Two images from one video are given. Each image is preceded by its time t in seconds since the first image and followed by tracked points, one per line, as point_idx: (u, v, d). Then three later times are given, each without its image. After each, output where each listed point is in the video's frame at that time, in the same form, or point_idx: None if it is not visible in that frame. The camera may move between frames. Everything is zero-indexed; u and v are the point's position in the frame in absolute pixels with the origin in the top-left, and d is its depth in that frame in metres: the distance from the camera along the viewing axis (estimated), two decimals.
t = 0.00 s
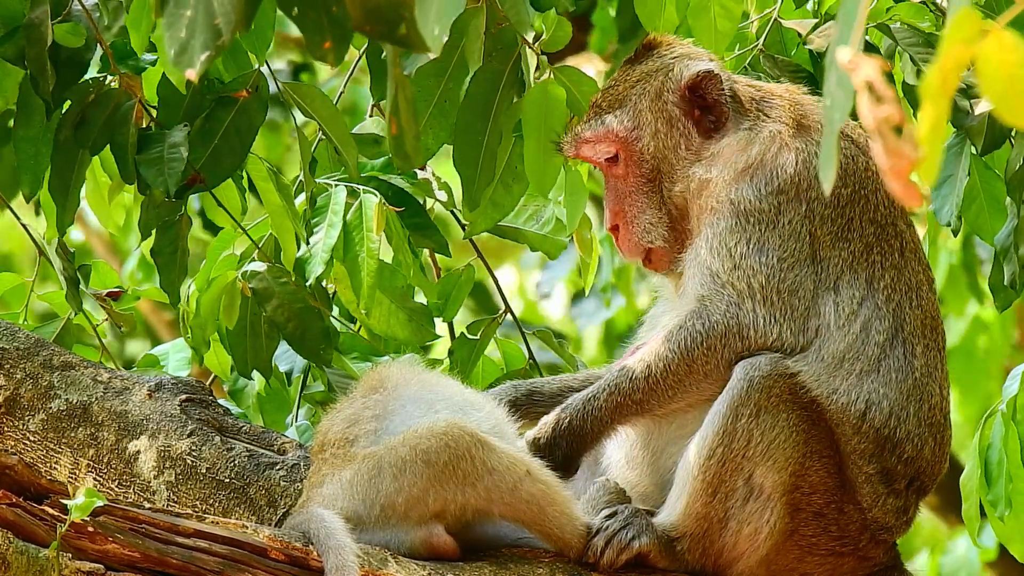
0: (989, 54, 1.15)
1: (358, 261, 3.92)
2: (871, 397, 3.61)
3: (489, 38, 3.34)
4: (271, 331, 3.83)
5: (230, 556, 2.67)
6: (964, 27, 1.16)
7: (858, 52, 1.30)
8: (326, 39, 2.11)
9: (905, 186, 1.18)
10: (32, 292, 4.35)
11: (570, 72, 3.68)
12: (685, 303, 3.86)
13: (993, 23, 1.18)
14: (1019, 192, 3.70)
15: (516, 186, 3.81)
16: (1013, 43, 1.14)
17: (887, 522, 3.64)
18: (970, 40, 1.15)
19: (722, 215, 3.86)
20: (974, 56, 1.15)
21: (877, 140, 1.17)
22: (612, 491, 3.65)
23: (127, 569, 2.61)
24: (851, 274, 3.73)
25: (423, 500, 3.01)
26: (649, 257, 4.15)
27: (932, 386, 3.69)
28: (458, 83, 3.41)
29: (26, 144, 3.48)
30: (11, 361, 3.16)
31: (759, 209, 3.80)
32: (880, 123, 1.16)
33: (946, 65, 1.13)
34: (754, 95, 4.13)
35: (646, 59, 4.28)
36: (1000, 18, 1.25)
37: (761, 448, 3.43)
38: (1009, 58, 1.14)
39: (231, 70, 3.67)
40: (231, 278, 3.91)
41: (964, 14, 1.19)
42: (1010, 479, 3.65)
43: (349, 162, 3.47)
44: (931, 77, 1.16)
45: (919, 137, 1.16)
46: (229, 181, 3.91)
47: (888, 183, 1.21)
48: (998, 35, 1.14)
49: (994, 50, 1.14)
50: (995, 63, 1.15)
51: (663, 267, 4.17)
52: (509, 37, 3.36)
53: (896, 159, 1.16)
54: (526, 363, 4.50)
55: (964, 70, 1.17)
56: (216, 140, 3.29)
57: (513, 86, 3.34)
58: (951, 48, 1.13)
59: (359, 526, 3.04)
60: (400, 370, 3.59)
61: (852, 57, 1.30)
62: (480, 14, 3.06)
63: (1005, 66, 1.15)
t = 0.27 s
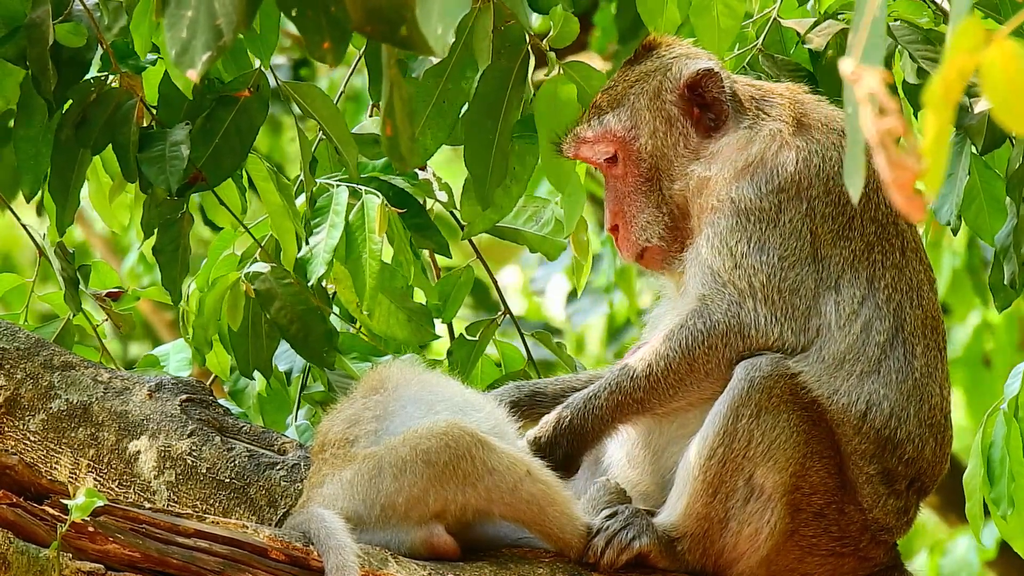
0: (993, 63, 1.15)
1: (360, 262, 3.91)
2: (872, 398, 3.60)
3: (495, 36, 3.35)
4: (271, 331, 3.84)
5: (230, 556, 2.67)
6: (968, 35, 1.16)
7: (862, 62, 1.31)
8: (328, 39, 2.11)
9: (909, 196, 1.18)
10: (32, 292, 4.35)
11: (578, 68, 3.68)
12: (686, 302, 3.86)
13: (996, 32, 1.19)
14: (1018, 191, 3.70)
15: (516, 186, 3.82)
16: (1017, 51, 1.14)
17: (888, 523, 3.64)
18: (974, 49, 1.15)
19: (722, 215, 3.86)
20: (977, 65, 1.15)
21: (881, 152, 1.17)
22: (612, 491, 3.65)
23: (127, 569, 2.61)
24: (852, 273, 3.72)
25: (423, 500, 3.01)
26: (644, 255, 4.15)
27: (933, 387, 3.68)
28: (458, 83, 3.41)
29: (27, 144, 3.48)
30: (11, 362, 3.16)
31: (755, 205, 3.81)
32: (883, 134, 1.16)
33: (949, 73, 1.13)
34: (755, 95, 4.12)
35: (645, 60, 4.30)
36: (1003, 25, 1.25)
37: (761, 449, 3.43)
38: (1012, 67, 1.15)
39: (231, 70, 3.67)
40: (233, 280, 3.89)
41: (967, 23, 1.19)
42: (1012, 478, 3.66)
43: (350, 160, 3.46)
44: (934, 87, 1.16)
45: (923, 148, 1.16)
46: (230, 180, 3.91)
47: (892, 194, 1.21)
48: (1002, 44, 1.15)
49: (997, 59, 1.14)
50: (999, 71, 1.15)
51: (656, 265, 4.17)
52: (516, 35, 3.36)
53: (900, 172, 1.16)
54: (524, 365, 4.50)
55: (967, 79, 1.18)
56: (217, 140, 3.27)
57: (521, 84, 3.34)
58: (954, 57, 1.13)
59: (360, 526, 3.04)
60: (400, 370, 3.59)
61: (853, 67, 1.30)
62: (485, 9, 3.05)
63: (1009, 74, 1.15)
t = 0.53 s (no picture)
0: (994, 65, 1.15)
1: (362, 263, 3.89)
2: (870, 398, 3.59)
3: (496, 35, 3.35)
4: (271, 331, 3.84)
5: (230, 556, 2.66)
6: (970, 37, 1.15)
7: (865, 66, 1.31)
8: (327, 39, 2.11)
9: (913, 198, 1.17)
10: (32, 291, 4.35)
11: (579, 67, 3.67)
12: (679, 303, 3.86)
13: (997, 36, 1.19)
14: (1020, 192, 3.70)
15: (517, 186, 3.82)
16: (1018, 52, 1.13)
17: (888, 523, 3.64)
18: (975, 52, 1.15)
19: (713, 212, 3.87)
20: (980, 67, 1.15)
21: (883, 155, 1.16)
22: (612, 491, 3.65)
23: (127, 569, 2.60)
24: (845, 269, 3.72)
25: (423, 500, 3.01)
26: (633, 257, 4.16)
27: (929, 383, 3.68)
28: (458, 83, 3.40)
29: (26, 144, 3.49)
30: (11, 362, 3.16)
31: (743, 198, 3.83)
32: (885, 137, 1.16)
33: (951, 75, 1.13)
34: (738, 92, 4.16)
35: (629, 65, 4.35)
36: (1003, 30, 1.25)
37: (762, 450, 3.43)
38: (1014, 69, 1.15)
39: (231, 69, 3.66)
40: (233, 277, 3.87)
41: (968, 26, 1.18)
42: (1016, 479, 3.66)
43: (350, 160, 3.46)
44: (937, 90, 1.16)
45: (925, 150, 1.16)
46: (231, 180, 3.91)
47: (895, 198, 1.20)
48: (1003, 46, 1.15)
49: (999, 61, 1.14)
50: (1000, 73, 1.15)
51: (646, 267, 4.17)
52: (515, 35, 3.36)
53: (904, 174, 1.14)
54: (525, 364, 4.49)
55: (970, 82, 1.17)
56: (218, 140, 3.27)
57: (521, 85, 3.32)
58: (956, 59, 1.13)
59: (360, 527, 3.04)
60: (401, 371, 3.60)
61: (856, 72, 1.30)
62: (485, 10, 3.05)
63: (1011, 76, 1.15)
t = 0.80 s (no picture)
0: (998, 58, 1.15)
1: (356, 261, 3.90)
2: (857, 391, 3.61)
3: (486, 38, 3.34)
4: (270, 331, 3.84)
5: (230, 556, 2.66)
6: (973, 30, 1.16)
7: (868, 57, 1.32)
8: (328, 40, 2.11)
9: (916, 190, 1.19)
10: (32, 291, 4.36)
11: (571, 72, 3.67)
12: (659, 297, 3.90)
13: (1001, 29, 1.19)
14: (1019, 193, 3.71)
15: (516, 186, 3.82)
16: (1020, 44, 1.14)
17: (886, 523, 3.65)
18: (978, 44, 1.15)
19: (679, 201, 3.97)
20: (983, 60, 1.16)
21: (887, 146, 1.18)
22: (612, 491, 3.66)
23: (127, 569, 2.60)
24: (819, 253, 3.73)
25: (423, 500, 3.01)
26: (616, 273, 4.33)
27: (913, 370, 3.66)
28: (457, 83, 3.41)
29: (27, 143, 3.49)
30: (11, 361, 3.17)
31: (719, 183, 3.88)
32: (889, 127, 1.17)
33: (953, 69, 1.14)
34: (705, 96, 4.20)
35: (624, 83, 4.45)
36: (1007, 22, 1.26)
37: (764, 451, 3.43)
38: (1017, 61, 1.15)
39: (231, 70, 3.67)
40: (230, 275, 3.87)
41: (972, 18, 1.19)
42: (1013, 478, 3.66)
43: (349, 161, 3.47)
44: (939, 83, 1.17)
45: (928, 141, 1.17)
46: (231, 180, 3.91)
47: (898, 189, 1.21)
48: (1007, 38, 1.15)
49: (1001, 54, 1.15)
50: (1003, 66, 1.15)
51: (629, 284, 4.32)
52: (510, 37, 3.36)
53: (906, 165, 1.16)
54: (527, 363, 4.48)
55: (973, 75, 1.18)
56: (217, 140, 3.29)
57: (510, 86, 3.37)
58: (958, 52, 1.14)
59: (360, 526, 3.04)
60: (401, 370, 3.60)
61: (860, 62, 1.31)
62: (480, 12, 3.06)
63: (1014, 68, 1.15)
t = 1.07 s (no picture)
0: (999, 49, 1.15)
1: (355, 261, 3.90)
2: (849, 382, 3.61)
3: (489, 36, 3.35)
4: (269, 331, 3.84)
5: (231, 556, 2.66)
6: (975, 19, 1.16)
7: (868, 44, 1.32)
8: (328, 39, 2.11)
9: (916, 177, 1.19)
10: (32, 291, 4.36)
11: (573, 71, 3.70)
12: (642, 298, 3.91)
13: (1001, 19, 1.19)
14: (1017, 193, 3.71)
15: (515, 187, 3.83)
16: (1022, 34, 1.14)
17: (887, 521, 3.65)
18: (979, 34, 1.15)
19: (660, 194, 4.00)
20: (984, 51, 1.16)
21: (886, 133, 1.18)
22: (612, 491, 3.66)
23: (127, 569, 2.60)
24: (798, 242, 3.78)
25: (423, 500, 3.02)
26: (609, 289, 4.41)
27: (900, 359, 3.68)
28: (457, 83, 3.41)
29: (26, 143, 3.49)
30: (11, 361, 3.17)
31: (694, 177, 3.95)
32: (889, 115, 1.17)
33: (955, 58, 1.14)
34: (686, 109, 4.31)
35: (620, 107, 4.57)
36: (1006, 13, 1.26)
37: (766, 452, 3.44)
38: (1017, 52, 1.15)
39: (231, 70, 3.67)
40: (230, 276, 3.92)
41: (973, 7, 1.19)
42: (1008, 478, 3.67)
43: (348, 162, 3.47)
44: (941, 72, 1.17)
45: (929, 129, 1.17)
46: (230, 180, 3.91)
47: (898, 177, 1.21)
48: (1008, 30, 1.15)
49: (1002, 44, 1.15)
50: (1004, 58, 1.15)
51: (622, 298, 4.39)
52: (510, 35, 3.36)
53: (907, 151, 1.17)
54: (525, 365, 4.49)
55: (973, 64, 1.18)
56: (215, 141, 3.28)
57: (514, 85, 3.36)
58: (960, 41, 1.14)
59: (360, 526, 3.05)
60: (403, 370, 3.60)
61: (859, 50, 1.31)
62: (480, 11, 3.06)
63: (1015, 60, 1.16)
